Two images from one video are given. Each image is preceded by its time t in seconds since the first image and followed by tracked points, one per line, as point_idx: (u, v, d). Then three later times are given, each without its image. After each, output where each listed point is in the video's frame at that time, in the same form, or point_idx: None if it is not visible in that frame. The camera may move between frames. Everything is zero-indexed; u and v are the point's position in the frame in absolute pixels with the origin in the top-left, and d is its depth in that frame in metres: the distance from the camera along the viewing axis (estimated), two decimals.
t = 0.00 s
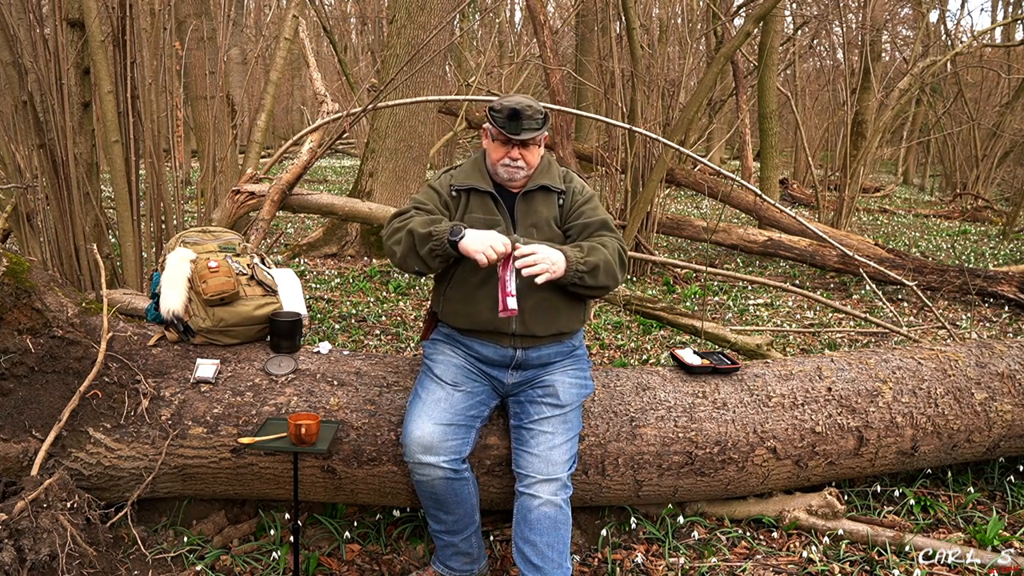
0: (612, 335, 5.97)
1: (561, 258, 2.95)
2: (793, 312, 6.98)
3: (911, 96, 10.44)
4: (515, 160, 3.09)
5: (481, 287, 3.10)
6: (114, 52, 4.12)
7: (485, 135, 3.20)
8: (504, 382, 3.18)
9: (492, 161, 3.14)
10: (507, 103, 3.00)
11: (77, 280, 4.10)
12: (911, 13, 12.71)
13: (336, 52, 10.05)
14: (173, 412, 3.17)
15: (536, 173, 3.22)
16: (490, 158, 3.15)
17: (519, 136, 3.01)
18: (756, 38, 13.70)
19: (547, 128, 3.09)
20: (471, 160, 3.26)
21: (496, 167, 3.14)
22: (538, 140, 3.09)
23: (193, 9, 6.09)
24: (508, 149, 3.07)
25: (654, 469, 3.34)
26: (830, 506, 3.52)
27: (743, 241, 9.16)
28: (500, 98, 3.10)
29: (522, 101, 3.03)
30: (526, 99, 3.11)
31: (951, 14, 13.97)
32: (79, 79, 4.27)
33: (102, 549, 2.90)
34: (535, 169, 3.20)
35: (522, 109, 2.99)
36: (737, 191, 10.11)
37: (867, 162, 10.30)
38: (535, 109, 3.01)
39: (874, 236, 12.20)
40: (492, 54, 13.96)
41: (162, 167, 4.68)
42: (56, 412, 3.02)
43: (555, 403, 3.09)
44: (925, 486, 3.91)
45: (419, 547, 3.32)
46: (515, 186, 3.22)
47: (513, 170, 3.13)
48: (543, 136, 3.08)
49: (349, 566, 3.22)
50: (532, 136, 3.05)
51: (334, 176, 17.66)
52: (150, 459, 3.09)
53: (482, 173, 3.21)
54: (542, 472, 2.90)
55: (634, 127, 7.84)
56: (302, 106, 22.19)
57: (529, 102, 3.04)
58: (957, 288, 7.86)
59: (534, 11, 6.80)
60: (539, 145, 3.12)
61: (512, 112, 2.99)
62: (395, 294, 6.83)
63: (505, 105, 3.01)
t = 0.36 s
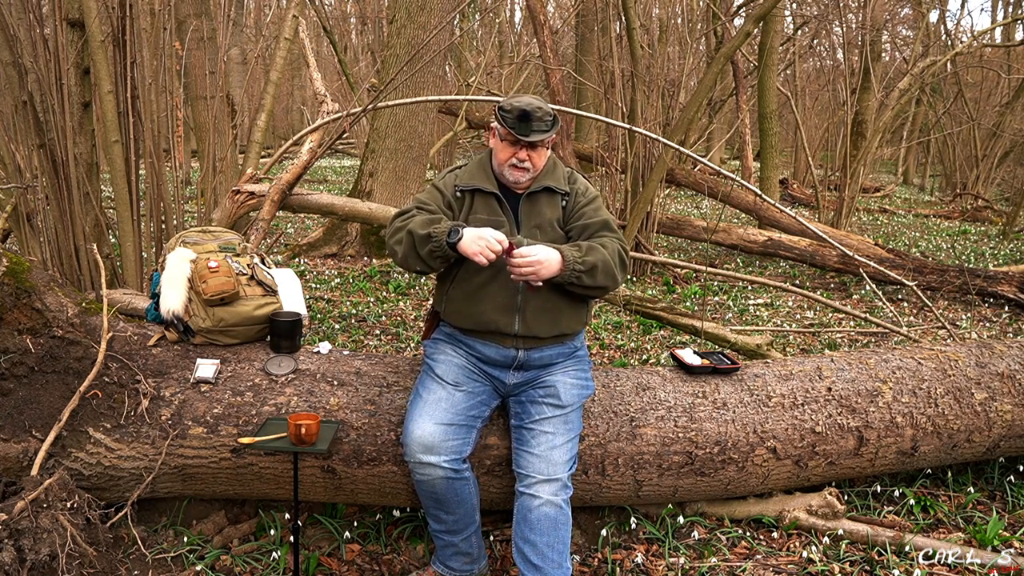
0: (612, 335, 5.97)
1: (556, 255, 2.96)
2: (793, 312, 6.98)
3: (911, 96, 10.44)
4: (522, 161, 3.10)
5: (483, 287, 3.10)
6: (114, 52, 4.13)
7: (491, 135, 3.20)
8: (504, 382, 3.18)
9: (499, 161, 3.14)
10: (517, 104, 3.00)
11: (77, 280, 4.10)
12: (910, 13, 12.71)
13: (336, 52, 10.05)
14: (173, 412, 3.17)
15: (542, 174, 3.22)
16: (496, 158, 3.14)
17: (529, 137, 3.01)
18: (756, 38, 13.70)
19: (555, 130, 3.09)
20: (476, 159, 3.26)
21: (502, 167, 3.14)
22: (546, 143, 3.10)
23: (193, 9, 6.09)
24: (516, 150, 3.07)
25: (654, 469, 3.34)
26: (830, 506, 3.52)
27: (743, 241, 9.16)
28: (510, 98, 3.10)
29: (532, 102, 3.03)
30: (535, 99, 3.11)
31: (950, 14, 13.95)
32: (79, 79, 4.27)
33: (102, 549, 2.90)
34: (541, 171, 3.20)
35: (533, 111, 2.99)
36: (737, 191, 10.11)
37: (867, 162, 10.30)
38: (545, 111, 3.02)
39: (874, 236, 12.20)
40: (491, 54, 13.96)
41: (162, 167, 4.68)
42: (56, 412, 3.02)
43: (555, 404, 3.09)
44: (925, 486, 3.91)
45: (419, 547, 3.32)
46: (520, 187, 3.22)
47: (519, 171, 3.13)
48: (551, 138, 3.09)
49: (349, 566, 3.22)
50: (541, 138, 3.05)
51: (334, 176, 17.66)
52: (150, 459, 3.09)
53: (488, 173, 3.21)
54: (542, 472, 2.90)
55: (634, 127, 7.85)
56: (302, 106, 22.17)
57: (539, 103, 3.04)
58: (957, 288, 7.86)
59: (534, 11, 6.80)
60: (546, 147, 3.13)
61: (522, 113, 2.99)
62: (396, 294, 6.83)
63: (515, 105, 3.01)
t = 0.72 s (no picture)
0: (612, 335, 5.97)
1: (561, 249, 2.98)
2: (793, 312, 6.98)
3: (911, 96, 10.45)
4: (521, 163, 3.09)
5: (483, 286, 3.11)
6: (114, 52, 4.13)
7: (492, 136, 3.19)
8: (505, 382, 3.18)
9: (499, 163, 3.14)
10: (518, 105, 3.00)
11: (77, 280, 4.11)
12: (910, 13, 12.71)
13: (336, 52, 10.05)
14: (173, 412, 3.17)
15: (543, 175, 3.22)
16: (496, 159, 3.15)
17: (529, 139, 3.01)
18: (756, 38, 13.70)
19: (557, 131, 3.09)
20: (477, 160, 3.25)
21: (502, 169, 3.14)
22: (547, 145, 3.10)
23: (193, 9, 6.09)
24: (516, 152, 3.07)
25: (654, 469, 3.34)
26: (830, 506, 3.52)
27: (743, 241, 9.16)
28: (511, 99, 3.09)
29: (533, 103, 3.03)
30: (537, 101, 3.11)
31: (950, 14, 13.95)
32: (79, 79, 4.27)
33: (102, 549, 2.90)
34: (541, 172, 3.20)
35: (534, 112, 2.99)
36: (737, 191, 10.11)
37: (867, 162, 10.30)
38: (546, 113, 3.02)
39: (874, 236, 12.21)
40: (491, 55, 13.96)
41: (162, 167, 4.67)
42: (56, 412, 3.02)
43: (556, 404, 3.10)
44: (925, 486, 3.91)
45: (419, 547, 3.32)
46: (521, 189, 3.22)
47: (519, 172, 3.13)
48: (552, 140, 3.08)
49: (349, 566, 3.22)
50: (542, 140, 3.05)
51: (334, 176, 17.67)
52: (150, 459, 3.09)
53: (489, 174, 3.20)
54: (543, 472, 2.90)
55: (634, 127, 7.85)
56: (302, 106, 22.16)
57: (540, 104, 3.04)
58: (957, 288, 7.86)
59: (534, 11, 6.80)
60: (547, 149, 3.13)
61: (523, 115, 2.99)
62: (396, 294, 6.83)
63: (516, 107, 3.01)
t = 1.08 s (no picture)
0: (611, 335, 5.97)
1: (561, 257, 2.98)
2: (793, 312, 6.98)
3: (911, 96, 10.45)
4: (524, 163, 3.09)
5: (483, 287, 3.11)
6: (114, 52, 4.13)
7: (497, 134, 3.18)
8: (504, 382, 3.18)
9: (504, 161, 3.13)
10: (529, 108, 2.98)
11: (77, 280, 4.11)
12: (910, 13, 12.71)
13: (336, 52, 10.04)
14: (173, 412, 3.17)
15: (545, 177, 3.22)
16: (500, 159, 3.14)
17: (536, 142, 3.00)
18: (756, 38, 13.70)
19: (565, 137, 3.09)
20: (479, 159, 3.24)
21: (506, 169, 3.13)
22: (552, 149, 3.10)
23: (193, 9, 6.09)
24: (522, 153, 3.07)
25: (654, 469, 3.34)
26: (830, 506, 3.52)
27: (743, 241, 9.16)
28: (521, 99, 3.08)
29: (543, 107, 3.02)
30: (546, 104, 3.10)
31: (950, 14, 13.95)
32: (79, 79, 4.27)
33: (102, 549, 2.90)
34: (544, 174, 3.20)
35: (544, 117, 2.98)
36: (737, 191, 10.11)
37: (867, 162, 10.30)
38: (556, 118, 3.01)
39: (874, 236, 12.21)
40: (491, 55, 13.96)
41: (162, 167, 4.67)
42: (56, 412, 3.02)
43: (555, 403, 3.10)
44: (925, 486, 3.91)
45: (419, 547, 3.32)
46: (522, 189, 3.22)
47: (522, 173, 3.13)
48: (559, 145, 3.08)
49: (349, 566, 3.22)
50: (549, 144, 3.04)
51: (334, 176, 17.66)
52: (150, 459, 3.09)
53: (490, 174, 3.20)
54: (542, 472, 2.90)
55: (635, 127, 7.85)
56: (301, 106, 22.15)
57: (549, 108, 3.03)
58: (957, 288, 7.86)
59: (534, 11, 6.80)
60: (552, 152, 3.12)
61: (533, 118, 2.98)
62: (396, 294, 6.83)
63: (526, 109, 2.99)
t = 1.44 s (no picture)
0: (611, 335, 5.97)
1: (563, 258, 2.98)
2: (792, 312, 6.99)
3: (911, 96, 10.45)
4: (524, 163, 3.09)
5: (483, 288, 3.11)
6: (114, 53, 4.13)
7: (496, 136, 3.17)
8: (505, 382, 3.18)
9: (504, 162, 3.13)
10: (526, 108, 2.96)
11: (77, 280, 4.11)
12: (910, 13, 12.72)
13: (336, 52, 10.03)
14: (173, 412, 3.17)
15: (546, 178, 3.22)
16: (500, 160, 3.14)
17: (534, 145, 2.99)
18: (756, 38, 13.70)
19: (563, 135, 3.08)
20: (479, 160, 3.25)
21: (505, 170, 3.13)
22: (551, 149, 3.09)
23: (193, 9, 6.09)
24: (520, 154, 3.07)
25: (654, 469, 3.34)
26: (830, 506, 3.52)
27: (743, 241, 9.16)
28: (519, 99, 3.06)
29: (541, 107, 3.00)
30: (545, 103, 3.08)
31: (951, 14, 13.96)
32: (79, 79, 4.27)
33: (102, 549, 2.90)
34: (545, 174, 3.20)
35: (541, 117, 2.96)
36: (737, 191, 10.11)
37: (867, 162, 10.30)
38: (554, 119, 2.99)
39: (874, 236, 12.21)
40: (491, 55, 13.96)
41: (162, 167, 4.67)
42: (56, 412, 3.02)
43: (556, 404, 3.09)
44: (925, 486, 3.91)
45: (419, 547, 3.32)
46: (523, 190, 3.22)
47: (522, 174, 3.13)
48: (557, 144, 3.07)
49: (349, 566, 3.22)
50: (548, 144, 3.03)
51: (334, 176, 17.67)
52: (150, 459, 3.09)
53: (490, 176, 3.20)
54: (543, 472, 2.90)
55: (635, 127, 7.85)
56: (302, 106, 22.13)
57: (547, 108, 3.01)
58: (957, 288, 7.86)
59: (534, 11, 6.80)
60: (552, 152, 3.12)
61: (530, 119, 2.96)
62: (396, 294, 6.83)
63: (523, 110, 2.97)
